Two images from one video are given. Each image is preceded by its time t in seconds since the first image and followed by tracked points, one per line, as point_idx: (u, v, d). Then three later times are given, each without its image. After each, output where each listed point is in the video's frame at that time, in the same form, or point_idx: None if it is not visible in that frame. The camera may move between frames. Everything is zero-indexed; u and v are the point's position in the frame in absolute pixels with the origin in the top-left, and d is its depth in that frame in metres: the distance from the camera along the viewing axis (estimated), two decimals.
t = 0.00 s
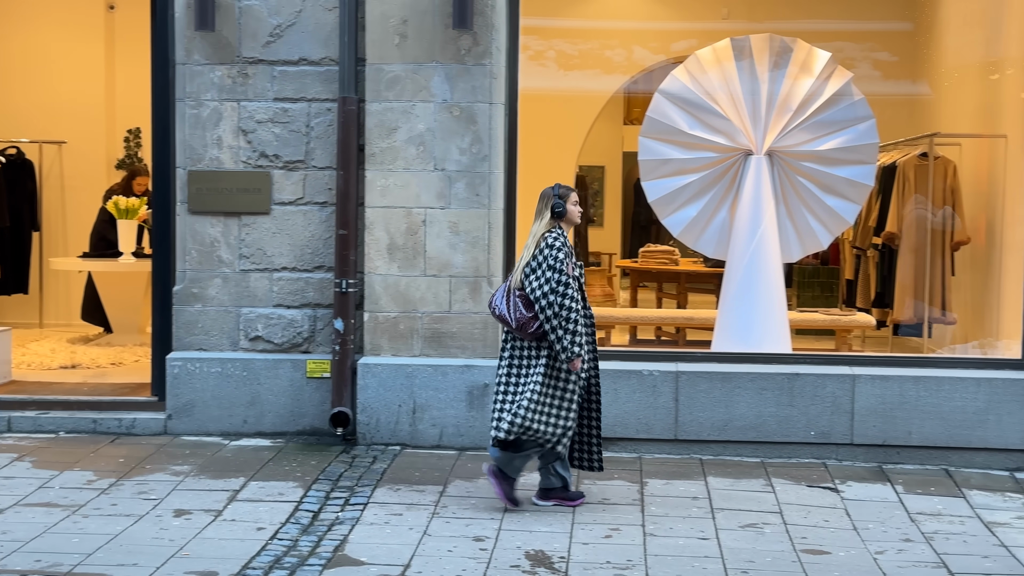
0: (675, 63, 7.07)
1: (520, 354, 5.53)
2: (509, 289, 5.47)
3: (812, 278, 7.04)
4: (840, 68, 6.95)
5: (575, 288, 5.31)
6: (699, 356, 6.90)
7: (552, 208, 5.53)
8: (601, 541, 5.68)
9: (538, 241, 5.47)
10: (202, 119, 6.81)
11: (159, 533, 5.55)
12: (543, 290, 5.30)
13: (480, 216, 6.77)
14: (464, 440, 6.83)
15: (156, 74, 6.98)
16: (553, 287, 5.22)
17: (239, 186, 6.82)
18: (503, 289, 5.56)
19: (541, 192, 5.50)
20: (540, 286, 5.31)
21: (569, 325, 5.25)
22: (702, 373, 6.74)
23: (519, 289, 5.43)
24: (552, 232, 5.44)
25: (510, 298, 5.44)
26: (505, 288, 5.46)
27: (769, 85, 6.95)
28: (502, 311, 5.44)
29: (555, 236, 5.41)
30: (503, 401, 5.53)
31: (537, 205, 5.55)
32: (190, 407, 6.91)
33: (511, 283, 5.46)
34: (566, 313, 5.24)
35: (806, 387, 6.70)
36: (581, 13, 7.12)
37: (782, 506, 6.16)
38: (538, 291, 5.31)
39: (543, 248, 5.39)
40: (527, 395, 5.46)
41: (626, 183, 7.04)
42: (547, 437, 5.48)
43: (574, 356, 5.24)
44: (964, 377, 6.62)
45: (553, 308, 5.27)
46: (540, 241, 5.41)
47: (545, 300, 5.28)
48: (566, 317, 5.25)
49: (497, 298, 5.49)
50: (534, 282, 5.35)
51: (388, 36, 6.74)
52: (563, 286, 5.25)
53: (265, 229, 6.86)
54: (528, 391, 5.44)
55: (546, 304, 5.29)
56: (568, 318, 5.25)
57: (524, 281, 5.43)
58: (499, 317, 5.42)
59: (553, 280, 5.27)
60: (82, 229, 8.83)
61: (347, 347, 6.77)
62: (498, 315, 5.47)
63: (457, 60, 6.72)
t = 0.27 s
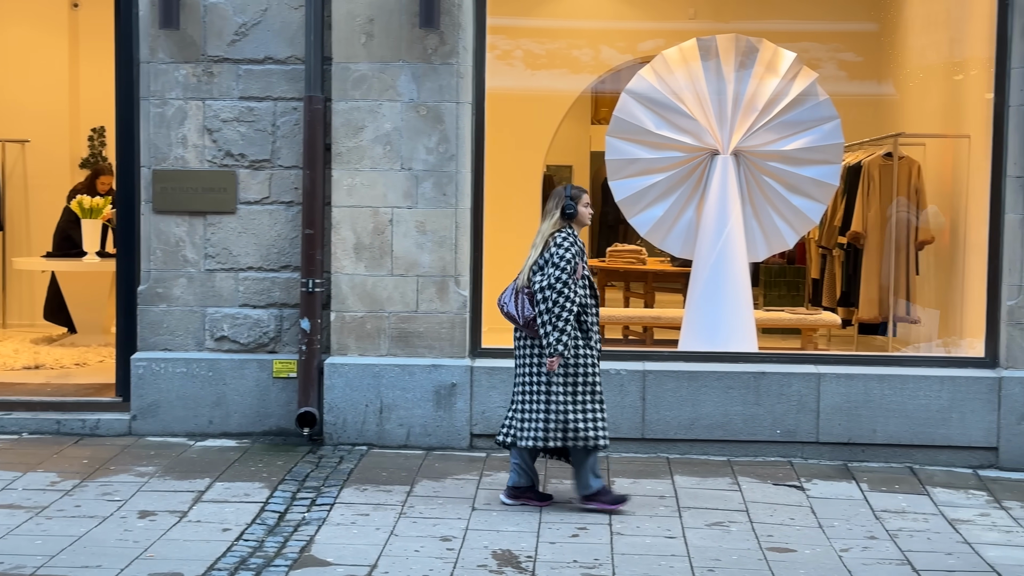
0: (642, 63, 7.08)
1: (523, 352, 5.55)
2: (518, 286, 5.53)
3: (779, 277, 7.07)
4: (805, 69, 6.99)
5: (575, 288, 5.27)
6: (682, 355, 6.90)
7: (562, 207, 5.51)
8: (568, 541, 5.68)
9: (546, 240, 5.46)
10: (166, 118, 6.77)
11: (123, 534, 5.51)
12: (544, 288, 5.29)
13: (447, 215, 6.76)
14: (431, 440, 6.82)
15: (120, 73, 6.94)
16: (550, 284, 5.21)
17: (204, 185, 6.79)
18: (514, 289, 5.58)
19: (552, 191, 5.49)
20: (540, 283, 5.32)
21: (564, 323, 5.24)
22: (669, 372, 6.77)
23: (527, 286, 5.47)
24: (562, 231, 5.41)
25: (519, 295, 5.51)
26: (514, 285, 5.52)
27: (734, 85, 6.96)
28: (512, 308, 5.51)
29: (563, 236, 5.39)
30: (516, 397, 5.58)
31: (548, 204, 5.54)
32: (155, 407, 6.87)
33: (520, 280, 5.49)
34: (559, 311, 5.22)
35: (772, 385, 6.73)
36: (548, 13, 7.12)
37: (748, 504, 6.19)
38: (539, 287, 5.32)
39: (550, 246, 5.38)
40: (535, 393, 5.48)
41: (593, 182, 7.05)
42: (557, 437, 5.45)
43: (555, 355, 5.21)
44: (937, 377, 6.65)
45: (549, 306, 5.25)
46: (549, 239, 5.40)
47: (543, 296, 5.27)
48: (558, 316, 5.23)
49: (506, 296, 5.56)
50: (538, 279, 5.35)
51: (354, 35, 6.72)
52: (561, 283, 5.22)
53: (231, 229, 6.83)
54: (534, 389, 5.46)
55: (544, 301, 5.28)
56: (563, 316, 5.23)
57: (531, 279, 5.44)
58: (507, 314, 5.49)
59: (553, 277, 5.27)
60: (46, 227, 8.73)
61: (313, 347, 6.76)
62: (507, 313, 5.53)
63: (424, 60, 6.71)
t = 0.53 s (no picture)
0: (609, 62, 7.09)
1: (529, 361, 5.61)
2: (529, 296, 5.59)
3: (746, 275, 7.10)
4: (771, 69, 7.01)
5: (582, 297, 5.37)
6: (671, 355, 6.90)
7: (578, 219, 5.56)
8: (536, 539, 5.69)
9: (561, 251, 5.52)
10: (132, 116, 6.73)
11: (88, 535, 5.47)
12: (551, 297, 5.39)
13: (415, 214, 6.74)
14: (399, 440, 6.81)
15: (84, 70, 6.89)
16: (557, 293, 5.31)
17: (170, 184, 6.75)
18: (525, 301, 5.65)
19: (566, 203, 5.53)
20: (548, 292, 5.40)
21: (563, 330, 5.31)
22: (636, 371, 6.79)
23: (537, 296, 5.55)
24: (577, 243, 5.48)
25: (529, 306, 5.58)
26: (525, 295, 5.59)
27: (701, 85, 6.97)
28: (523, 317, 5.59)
29: (578, 247, 5.45)
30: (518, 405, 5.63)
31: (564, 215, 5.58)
32: (120, 408, 6.83)
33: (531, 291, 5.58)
34: (562, 315, 5.32)
35: (739, 383, 6.76)
36: (516, 12, 7.12)
37: (715, 502, 6.21)
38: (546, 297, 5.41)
39: (565, 258, 5.46)
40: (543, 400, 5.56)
41: (561, 181, 7.05)
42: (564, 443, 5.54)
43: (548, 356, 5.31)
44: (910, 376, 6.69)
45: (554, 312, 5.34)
46: (563, 250, 5.47)
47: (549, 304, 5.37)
48: (559, 320, 5.32)
49: (519, 306, 5.64)
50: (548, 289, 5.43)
51: (321, 33, 6.70)
52: (568, 293, 5.32)
53: (197, 228, 6.80)
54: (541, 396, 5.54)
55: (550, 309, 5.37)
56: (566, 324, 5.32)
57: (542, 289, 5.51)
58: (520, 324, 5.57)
59: (561, 286, 5.36)
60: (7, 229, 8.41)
61: (280, 346, 6.74)
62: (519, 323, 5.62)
63: (391, 58, 6.69)
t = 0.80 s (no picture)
0: (577, 62, 7.10)
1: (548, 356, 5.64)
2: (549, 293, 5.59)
3: (713, 275, 7.11)
4: (737, 69, 7.04)
5: (602, 295, 5.37)
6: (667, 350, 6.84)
7: (595, 216, 5.56)
8: (503, 539, 5.69)
9: (580, 249, 5.51)
10: (96, 115, 6.69)
11: (52, 537, 5.42)
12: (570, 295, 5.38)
13: (382, 214, 6.73)
14: (367, 440, 6.79)
15: (48, 69, 6.86)
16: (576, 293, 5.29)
17: (134, 183, 6.72)
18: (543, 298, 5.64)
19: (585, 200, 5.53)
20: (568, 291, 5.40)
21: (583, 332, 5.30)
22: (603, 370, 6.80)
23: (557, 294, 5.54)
24: (594, 241, 5.46)
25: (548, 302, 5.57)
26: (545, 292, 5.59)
27: (668, 84, 7.00)
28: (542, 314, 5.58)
29: (595, 245, 5.44)
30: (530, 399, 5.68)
31: (582, 212, 5.58)
32: (84, 408, 6.78)
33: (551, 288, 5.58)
34: (584, 314, 5.32)
35: (705, 382, 6.78)
36: (483, 11, 7.12)
37: (682, 501, 6.23)
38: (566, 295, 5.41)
39: (583, 256, 5.44)
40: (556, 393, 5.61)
41: (529, 181, 7.07)
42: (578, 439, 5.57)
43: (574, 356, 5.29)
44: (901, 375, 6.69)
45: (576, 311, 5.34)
46: (581, 248, 5.46)
47: (570, 302, 5.36)
48: (582, 319, 5.32)
49: (537, 303, 5.63)
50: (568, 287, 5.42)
51: (288, 32, 6.67)
52: (590, 291, 5.32)
53: (162, 227, 6.77)
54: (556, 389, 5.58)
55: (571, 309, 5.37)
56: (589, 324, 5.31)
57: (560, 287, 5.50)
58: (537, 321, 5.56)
59: (581, 285, 5.36)
60: None
61: (246, 346, 6.72)
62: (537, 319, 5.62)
63: (358, 57, 6.67)
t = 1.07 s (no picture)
0: (545, 61, 7.10)
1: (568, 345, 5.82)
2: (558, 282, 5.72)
3: (681, 273, 7.13)
4: (704, 68, 7.06)
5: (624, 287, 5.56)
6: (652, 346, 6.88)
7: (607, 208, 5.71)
8: (471, 538, 5.68)
9: (591, 239, 5.67)
10: (59, 113, 6.63)
11: (14, 538, 5.38)
12: (593, 288, 5.54)
13: (349, 212, 6.70)
14: (334, 439, 6.78)
15: (10, 66, 6.81)
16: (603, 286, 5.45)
17: (98, 182, 6.67)
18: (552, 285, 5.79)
19: (598, 189, 5.68)
20: (588, 284, 5.55)
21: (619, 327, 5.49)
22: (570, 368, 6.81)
23: (568, 283, 5.67)
24: (605, 232, 5.63)
25: (559, 291, 5.70)
26: (554, 281, 5.71)
27: (635, 83, 6.99)
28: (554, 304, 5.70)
29: (606, 236, 5.61)
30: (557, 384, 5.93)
31: (594, 201, 5.73)
32: (47, 409, 6.73)
33: (559, 277, 5.71)
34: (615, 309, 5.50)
35: (672, 381, 6.80)
36: (450, 10, 7.10)
37: (649, 499, 6.24)
38: (588, 288, 5.56)
39: (595, 247, 5.61)
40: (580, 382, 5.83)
41: (496, 179, 7.05)
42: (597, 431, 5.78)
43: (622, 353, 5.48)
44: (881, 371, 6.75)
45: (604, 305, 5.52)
46: (593, 238, 5.62)
47: (596, 296, 5.53)
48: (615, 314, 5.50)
49: (546, 292, 5.75)
50: (585, 279, 5.57)
51: (253, 30, 6.62)
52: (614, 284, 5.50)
53: (126, 226, 6.72)
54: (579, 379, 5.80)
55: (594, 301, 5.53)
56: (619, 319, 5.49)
57: (573, 277, 5.65)
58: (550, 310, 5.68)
59: (604, 278, 5.53)
60: None
61: (212, 345, 6.69)
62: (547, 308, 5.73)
63: (324, 55, 6.63)
